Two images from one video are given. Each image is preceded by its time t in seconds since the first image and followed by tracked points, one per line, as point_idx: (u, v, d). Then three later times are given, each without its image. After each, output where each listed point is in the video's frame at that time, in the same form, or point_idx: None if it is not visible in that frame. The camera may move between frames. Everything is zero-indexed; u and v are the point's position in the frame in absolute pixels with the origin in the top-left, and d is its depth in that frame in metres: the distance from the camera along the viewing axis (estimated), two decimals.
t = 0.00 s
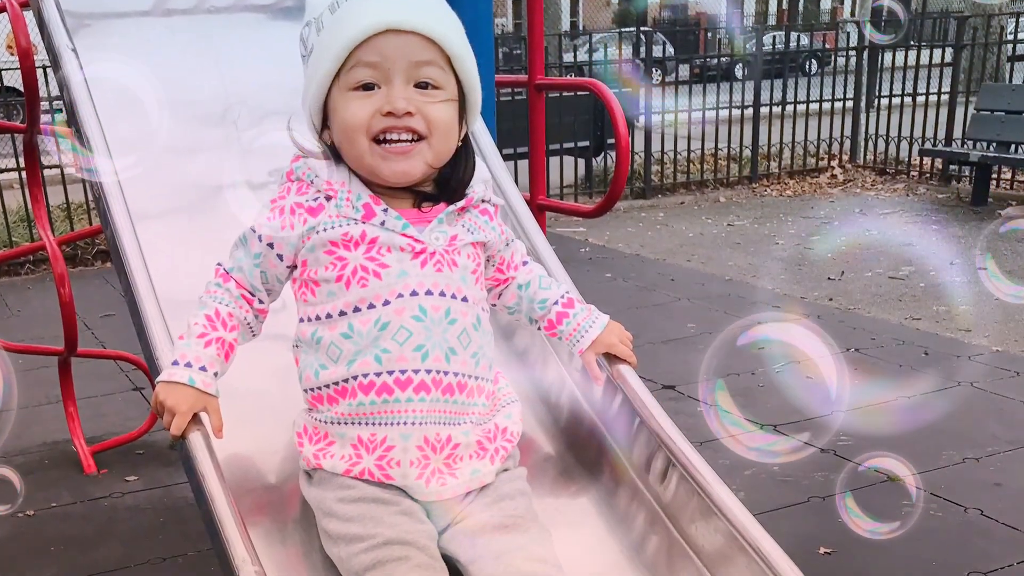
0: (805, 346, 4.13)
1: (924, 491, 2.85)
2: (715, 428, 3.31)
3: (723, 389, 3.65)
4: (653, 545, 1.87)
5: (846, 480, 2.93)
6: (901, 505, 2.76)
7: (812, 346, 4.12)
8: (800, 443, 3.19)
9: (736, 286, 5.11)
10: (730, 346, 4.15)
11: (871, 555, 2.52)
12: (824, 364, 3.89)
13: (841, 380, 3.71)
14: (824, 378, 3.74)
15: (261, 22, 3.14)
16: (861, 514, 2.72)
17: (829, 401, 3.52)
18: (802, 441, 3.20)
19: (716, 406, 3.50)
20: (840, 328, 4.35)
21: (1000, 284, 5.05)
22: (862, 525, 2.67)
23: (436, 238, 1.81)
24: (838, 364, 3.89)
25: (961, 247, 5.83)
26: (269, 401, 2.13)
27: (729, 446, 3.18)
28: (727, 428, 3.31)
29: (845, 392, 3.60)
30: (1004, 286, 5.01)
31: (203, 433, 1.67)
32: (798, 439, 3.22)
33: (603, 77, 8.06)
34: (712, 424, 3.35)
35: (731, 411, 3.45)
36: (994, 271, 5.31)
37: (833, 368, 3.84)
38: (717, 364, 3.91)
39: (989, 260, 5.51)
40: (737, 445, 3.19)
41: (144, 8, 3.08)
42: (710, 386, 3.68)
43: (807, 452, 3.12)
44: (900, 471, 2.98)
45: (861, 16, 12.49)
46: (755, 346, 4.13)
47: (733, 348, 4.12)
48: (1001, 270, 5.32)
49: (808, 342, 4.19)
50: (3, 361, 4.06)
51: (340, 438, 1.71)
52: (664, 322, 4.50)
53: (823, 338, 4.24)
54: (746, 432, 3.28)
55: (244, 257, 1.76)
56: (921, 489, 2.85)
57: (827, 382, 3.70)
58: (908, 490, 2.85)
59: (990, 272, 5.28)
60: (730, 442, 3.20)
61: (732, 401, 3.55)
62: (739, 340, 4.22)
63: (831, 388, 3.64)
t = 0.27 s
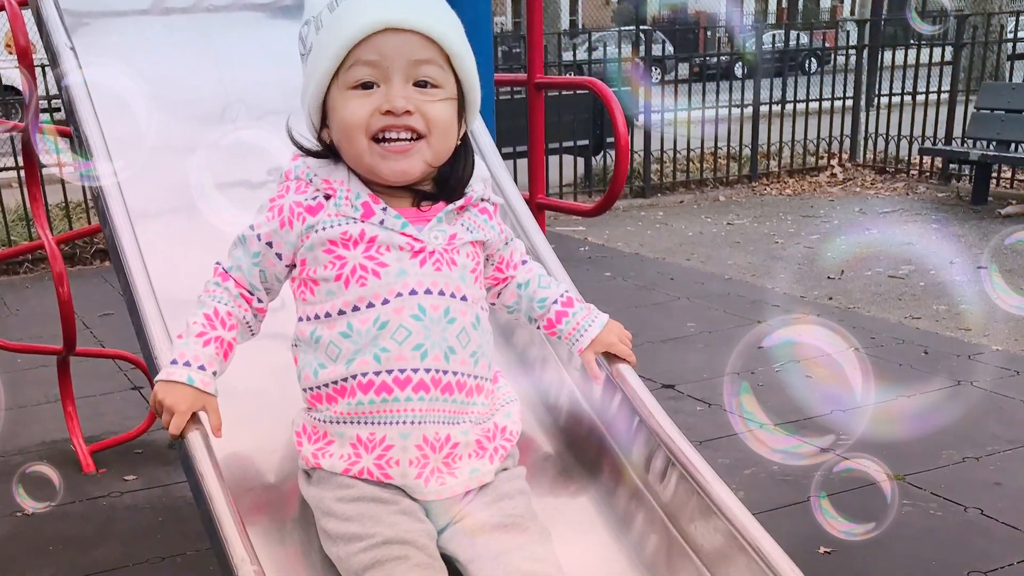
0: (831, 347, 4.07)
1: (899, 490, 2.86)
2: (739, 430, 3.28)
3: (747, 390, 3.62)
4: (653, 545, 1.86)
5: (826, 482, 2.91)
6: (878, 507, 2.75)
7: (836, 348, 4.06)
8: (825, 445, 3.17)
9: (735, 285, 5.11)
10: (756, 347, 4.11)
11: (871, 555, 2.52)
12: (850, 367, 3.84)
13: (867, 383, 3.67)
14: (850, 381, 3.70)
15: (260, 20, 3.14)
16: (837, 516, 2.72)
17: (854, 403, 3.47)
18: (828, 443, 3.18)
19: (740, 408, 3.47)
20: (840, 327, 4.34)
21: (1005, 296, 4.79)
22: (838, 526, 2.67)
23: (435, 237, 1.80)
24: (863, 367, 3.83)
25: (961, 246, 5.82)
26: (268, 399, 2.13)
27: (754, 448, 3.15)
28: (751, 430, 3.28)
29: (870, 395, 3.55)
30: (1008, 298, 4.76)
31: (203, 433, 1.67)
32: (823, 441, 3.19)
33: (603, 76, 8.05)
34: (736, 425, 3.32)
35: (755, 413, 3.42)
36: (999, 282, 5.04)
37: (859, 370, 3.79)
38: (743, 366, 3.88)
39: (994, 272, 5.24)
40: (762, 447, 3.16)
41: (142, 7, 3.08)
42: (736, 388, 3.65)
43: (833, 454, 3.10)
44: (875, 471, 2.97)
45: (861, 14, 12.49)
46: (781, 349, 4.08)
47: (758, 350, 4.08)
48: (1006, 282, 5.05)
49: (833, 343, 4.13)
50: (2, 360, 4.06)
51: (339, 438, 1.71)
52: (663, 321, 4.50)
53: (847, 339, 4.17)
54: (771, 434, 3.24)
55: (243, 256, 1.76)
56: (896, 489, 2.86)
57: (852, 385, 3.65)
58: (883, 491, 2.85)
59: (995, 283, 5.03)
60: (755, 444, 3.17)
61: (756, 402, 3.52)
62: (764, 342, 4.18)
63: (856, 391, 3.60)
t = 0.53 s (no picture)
0: (857, 349, 4.02)
1: (876, 493, 2.84)
2: (764, 432, 3.25)
3: (772, 392, 3.58)
4: (651, 546, 1.86)
5: (825, 482, 2.91)
6: (853, 509, 2.75)
7: (862, 350, 4.01)
8: (851, 447, 3.14)
9: (735, 284, 5.11)
10: (780, 348, 4.07)
11: (873, 556, 2.51)
12: (877, 370, 3.79)
13: (893, 387, 3.61)
14: (876, 384, 3.65)
15: (258, 19, 3.13)
16: (814, 518, 2.71)
17: (879, 407, 3.43)
18: (853, 446, 3.14)
19: (765, 410, 3.43)
20: (840, 326, 4.35)
21: (1010, 310, 4.54)
22: (814, 529, 2.66)
23: (434, 236, 1.80)
24: (888, 371, 3.78)
25: (960, 245, 5.81)
26: (266, 398, 2.13)
27: (780, 450, 3.12)
28: (777, 432, 3.25)
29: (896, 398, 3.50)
30: (1014, 312, 4.51)
31: (202, 433, 1.67)
32: (848, 443, 3.16)
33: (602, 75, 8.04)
34: (761, 427, 3.28)
35: (780, 415, 3.38)
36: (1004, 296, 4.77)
37: (885, 374, 3.74)
38: (768, 368, 3.84)
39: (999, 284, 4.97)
40: (787, 449, 3.13)
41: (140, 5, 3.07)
42: (760, 390, 3.61)
43: (858, 456, 3.07)
44: (851, 474, 2.96)
45: (861, 12, 12.50)
46: (807, 351, 4.04)
47: (784, 352, 4.03)
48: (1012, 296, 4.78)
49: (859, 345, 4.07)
50: None
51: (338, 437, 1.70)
52: (662, 320, 4.50)
53: (873, 342, 4.11)
54: (796, 436, 3.22)
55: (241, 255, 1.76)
56: (873, 492, 2.84)
57: (878, 387, 3.61)
58: (859, 493, 2.84)
59: (1000, 297, 4.76)
60: (781, 447, 3.14)
61: (781, 404, 3.48)
62: (789, 344, 4.13)
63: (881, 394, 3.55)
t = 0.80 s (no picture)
0: (884, 353, 3.96)
1: (855, 496, 2.82)
2: (791, 434, 3.22)
3: (798, 396, 3.54)
4: (650, 548, 1.85)
5: (824, 483, 2.90)
6: (832, 510, 2.74)
7: (890, 354, 3.95)
8: (877, 451, 3.11)
9: (735, 283, 5.10)
10: (807, 350, 4.02)
11: (874, 556, 2.50)
12: (905, 373, 3.73)
13: (919, 390, 3.56)
14: (903, 387, 3.60)
15: (257, 18, 3.12)
16: (793, 519, 2.70)
17: (907, 411, 3.38)
18: (880, 450, 3.11)
19: (791, 413, 3.39)
20: (840, 325, 4.34)
21: (1016, 324, 4.32)
22: (794, 530, 2.65)
23: (434, 235, 1.80)
24: (915, 374, 3.72)
25: (960, 245, 5.80)
26: (265, 397, 2.13)
27: (806, 452, 3.09)
28: (803, 435, 3.21)
29: (924, 402, 3.45)
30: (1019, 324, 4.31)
31: (201, 432, 1.66)
32: (875, 448, 3.13)
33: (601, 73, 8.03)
34: (787, 431, 3.25)
35: (806, 419, 3.34)
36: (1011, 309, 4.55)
37: (911, 377, 3.68)
38: (795, 370, 3.79)
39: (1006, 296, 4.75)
40: (813, 452, 3.10)
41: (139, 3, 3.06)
42: (786, 393, 3.57)
43: (884, 459, 3.04)
44: (831, 476, 2.94)
45: (860, 11, 12.50)
46: (833, 352, 3.98)
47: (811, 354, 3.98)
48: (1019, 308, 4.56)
49: (885, 349, 4.01)
50: None
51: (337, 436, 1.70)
52: (662, 319, 4.50)
53: (899, 345, 4.07)
54: (823, 439, 3.19)
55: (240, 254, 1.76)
56: (852, 495, 2.82)
57: (906, 390, 3.57)
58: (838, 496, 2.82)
59: (1005, 309, 4.54)
60: (807, 450, 3.11)
61: (808, 408, 3.44)
62: (816, 345, 4.08)
63: (909, 398, 3.50)
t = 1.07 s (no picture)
0: (909, 356, 3.91)
1: (837, 499, 2.81)
2: (817, 438, 3.18)
3: (823, 398, 3.50)
4: (649, 545, 1.85)
5: (824, 483, 2.90)
6: (814, 513, 2.73)
7: (915, 357, 3.90)
8: (903, 455, 3.07)
9: (734, 283, 5.10)
10: (829, 352, 3.97)
11: (873, 556, 2.50)
12: (931, 377, 3.68)
13: (945, 393, 3.52)
14: (928, 391, 3.55)
15: (257, 17, 3.12)
16: (773, 522, 2.68)
17: (934, 414, 3.34)
18: (906, 453, 3.08)
19: (816, 415, 3.35)
20: (840, 325, 4.34)
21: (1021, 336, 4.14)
22: (774, 532, 2.64)
23: (433, 233, 1.79)
24: (938, 377, 3.67)
25: (960, 244, 5.80)
26: (263, 396, 2.13)
27: (832, 457, 3.05)
28: (828, 438, 3.18)
29: (950, 406, 3.41)
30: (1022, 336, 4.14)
31: (199, 432, 1.66)
32: (901, 451, 3.10)
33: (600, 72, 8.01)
34: (813, 434, 3.21)
35: (831, 421, 3.31)
36: (1014, 317, 4.40)
37: (937, 381, 3.64)
38: (818, 373, 3.74)
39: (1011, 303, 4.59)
40: (840, 456, 3.07)
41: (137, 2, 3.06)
42: (811, 396, 3.52)
43: (909, 463, 3.01)
44: (812, 479, 2.93)
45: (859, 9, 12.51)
46: (856, 355, 3.94)
47: (834, 356, 3.93)
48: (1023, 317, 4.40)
49: (910, 352, 3.96)
50: None
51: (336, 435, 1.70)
52: (661, 318, 4.49)
53: (925, 347, 4.02)
54: (849, 444, 3.15)
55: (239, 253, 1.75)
56: (833, 498, 2.81)
57: (932, 394, 3.52)
58: (818, 500, 2.80)
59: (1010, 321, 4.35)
60: (831, 453, 3.08)
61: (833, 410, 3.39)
62: (839, 348, 4.03)
63: (934, 402, 3.46)
